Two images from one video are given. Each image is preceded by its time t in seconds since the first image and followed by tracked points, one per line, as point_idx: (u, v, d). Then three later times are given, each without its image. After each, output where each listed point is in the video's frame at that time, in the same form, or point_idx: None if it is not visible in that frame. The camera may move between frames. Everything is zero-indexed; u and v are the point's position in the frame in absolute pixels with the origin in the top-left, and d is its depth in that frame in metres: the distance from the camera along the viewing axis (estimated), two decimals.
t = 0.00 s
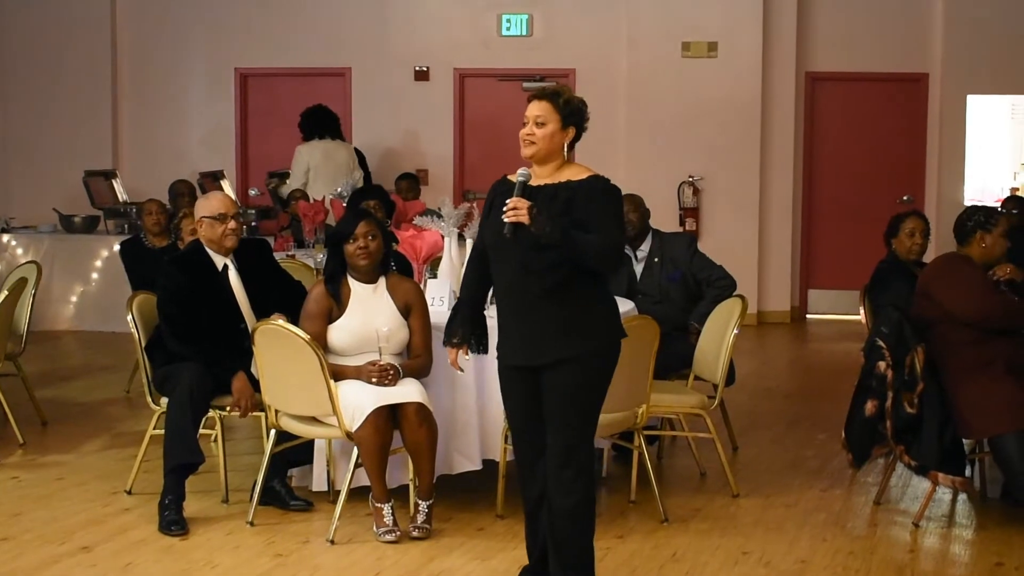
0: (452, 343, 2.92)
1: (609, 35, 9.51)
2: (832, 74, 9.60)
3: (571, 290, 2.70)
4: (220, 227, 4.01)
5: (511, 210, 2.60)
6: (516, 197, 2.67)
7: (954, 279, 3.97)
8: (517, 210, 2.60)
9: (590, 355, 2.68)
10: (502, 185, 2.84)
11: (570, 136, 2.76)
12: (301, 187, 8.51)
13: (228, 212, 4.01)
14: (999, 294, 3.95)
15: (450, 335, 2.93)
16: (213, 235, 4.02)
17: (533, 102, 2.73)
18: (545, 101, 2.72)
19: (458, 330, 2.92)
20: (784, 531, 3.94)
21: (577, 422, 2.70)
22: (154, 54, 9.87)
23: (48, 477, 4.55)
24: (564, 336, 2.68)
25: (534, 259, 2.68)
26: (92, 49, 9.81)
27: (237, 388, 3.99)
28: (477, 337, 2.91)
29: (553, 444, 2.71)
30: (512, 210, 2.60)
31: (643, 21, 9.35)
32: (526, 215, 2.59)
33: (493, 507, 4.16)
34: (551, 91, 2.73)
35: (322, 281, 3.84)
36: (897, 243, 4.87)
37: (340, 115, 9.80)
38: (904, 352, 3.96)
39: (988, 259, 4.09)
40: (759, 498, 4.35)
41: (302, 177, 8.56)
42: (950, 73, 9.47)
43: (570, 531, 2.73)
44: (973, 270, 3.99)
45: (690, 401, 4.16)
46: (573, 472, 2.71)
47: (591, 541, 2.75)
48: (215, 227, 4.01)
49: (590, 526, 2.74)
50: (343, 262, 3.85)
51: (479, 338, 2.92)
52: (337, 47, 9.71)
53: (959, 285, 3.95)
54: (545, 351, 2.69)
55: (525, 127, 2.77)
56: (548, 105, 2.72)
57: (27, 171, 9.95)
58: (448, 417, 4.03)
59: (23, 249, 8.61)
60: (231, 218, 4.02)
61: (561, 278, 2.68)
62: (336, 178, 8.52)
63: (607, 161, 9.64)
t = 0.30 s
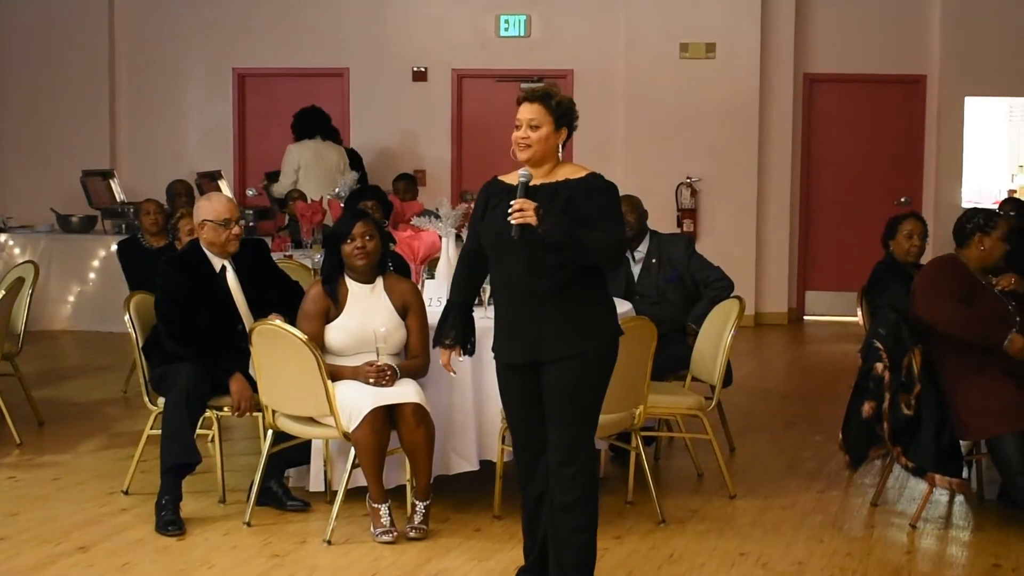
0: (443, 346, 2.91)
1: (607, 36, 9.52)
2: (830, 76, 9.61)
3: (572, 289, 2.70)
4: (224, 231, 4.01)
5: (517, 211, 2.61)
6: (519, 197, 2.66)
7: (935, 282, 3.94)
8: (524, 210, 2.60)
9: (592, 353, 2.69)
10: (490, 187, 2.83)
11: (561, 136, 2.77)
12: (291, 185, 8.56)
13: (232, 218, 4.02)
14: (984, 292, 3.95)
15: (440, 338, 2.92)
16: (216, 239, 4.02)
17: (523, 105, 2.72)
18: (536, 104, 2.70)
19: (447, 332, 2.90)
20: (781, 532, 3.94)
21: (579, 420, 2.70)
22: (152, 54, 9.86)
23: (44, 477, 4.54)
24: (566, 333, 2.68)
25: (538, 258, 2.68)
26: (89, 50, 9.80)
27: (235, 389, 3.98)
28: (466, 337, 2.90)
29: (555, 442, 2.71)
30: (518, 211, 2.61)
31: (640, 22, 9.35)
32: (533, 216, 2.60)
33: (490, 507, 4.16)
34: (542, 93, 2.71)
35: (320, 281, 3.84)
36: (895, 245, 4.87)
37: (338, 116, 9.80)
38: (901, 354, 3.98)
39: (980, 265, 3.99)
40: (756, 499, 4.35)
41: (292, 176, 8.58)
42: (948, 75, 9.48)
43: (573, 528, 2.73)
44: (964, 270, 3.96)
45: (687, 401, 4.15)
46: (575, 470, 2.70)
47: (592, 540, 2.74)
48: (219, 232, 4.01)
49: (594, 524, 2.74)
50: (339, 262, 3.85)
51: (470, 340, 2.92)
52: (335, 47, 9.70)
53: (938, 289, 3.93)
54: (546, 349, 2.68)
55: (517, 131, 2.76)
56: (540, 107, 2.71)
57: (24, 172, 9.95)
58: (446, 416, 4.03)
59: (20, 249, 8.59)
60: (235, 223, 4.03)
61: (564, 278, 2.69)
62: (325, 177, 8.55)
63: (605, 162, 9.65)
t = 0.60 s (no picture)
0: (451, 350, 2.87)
1: (605, 36, 9.52)
2: (827, 77, 9.62)
3: (580, 288, 2.69)
4: (224, 233, 4.01)
5: (527, 209, 2.60)
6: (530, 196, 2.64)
7: (921, 292, 3.95)
8: (534, 210, 2.59)
9: (600, 353, 2.67)
10: (492, 189, 2.79)
11: (568, 139, 2.76)
12: (283, 182, 8.50)
13: (233, 220, 4.02)
14: (967, 291, 3.99)
15: (448, 334, 2.88)
16: (216, 240, 4.02)
17: (531, 111, 2.71)
18: (544, 109, 2.69)
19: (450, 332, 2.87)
20: (779, 533, 3.95)
21: (588, 420, 2.68)
22: (149, 54, 9.86)
23: (42, 477, 4.54)
24: (574, 333, 2.66)
25: (548, 257, 2.67)
26: (87, 50, 9.80)
27: (233, 389, 3.97)
28: (472, 332, 2.88)
29: (564, 442, 2.70)
30: (528, 209, 2.60)
31: (638, 23, 9.36)
32: (544, 214, 2.59)
33: (488, 508, 4.16)
34: (547, 97, 2.70)
35: (318, 281, 3.84)
36: (892, 246, 4.88)
37: (336, 116, 9.80)
38: (899, 355, 3.95)
39: (959, 266, 4.00)
40: (754, 500, 4.35)
41: (283, 174, 8.51)
42: (946, 75, 9.48)
43: (584, 528, 2.72)
44: (950, 277, 3.99)
45: (685, 402, 4.14)
46: (585, 470, 2.70)
47: (606, 539, 2.74)
48: (219, 233, 4.01)
49: (608, 524, 2.73)
50: (337, 262, 3.83)
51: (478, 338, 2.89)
52: (333, 47, 9.70)
53: (925, 295, 3.95)
54: (553, 348, 2.66)
55: (523, 137, 2.74)
56: (547, 112, 2.70)
57: (21, 172, 9.94)
58: (444, 417, 4.03)
59: (18, 249, 8.57)
60: (236, 225, 4.03)
61: (573, 278, 2.67)
62: (316, 176, 8.51)
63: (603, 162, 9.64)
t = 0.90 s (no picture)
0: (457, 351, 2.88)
1: (601, 37, 9.52)
2: (825, 77, 9.62)
3: (597, 291, 2.68)
4: (223, 234, 4.01)
5: (551, 210, 2.60)
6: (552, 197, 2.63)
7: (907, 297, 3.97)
8: (558, 210, 2.59)
9: (613, 356, 2.67)
10: (509, 187, 2.77)
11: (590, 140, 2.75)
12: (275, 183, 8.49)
13: (231, 220, 4.02)
14: (950, 296, 4.00)
15: (457, 338, 2.88)
16: (214, 240, 4.01)
17: (555, 109, 2.69)
18: (569, 108, 2.68)
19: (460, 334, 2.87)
20: (777, 532, 3.95)
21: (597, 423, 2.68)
22: (146, 54, 9.86)
23: (39, 478, 4.54)
24: (589, 335, 2.66)
25: (569, 258, 2.66)
26: (84, 50, 9.79)
27: (231, 390, 3.97)
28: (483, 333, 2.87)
29: (572, 445, 2.69)
30: (552, 210, 2.59)
31: (636, 23, 9.36)
32: (568, 216, 2.59)
33: (486, 508, 4.16)
34: (571, 97, 2.69)
35: (316, 281, 3.83)
36: (891, 246, 4.89)
37: (333, 117, 9.79)
38: (896, 357, 3.96)
39: (933, 269, 4.03)
40: (752, 500, 4.35)
41: (276, 175, 8.50)
42: (943, 76, 9.49)
43: (590, 532, 2.72)
44: (938, 283, 4.01)
45: (682, 402, 4.14)
46: (592, 474, 2.70)
47: (612, 543, 2.73)
48: (217, 234, 4.01)
49: (614, 528, 2.73)
50: (334, 262, 3.83)
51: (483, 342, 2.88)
52: (330, 48, 9.70)
53: (917, 299, 3.96)
54: (567, 350, 2.66)
55: (545, 135, 2.72)
56: (571, 111, 2.68)
57: (17, 172, 9.93)
58: (441, 418, 4.03)
59: (15, 249, 8.57)
60: (234, 226, 4.03)
61: (593, 280, 2.67)
62: (306, 176, 8.47)
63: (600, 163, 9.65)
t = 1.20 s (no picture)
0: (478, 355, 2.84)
1: (598, 37, 9.53)
2: (822, 77, 9.62)
3: (616, 296, 2.66)
4: (221, 235, 4.01)
5: (573, 212, 2.56)
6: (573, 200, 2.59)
7: (903, 297, 3.98)
8: (580, 214, 2.56)
9: (630, 361, 2.66)
10: (526, 188, 2.76)
11: (606, 141, 2.73)
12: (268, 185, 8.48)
13: (228, 222, 4.02)
14: (949, 296, 4.00)
15: (476, 341, 2.84)
16: (212, 242, 4.01)
17: (571, 109, 2.66)
18: (586, 107, 2.65)
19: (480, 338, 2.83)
20: (775, 533, 3.95)
21: (611, 429, 2.67)
22: (143, 55, 9.85)
23: (36, 480, 4.53)
24: (607, 341, 2.64)
25: (590, 262, 2.63)
26: (80, 52, 9.79)
27: (229, 391, 3.97)
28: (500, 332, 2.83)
29: (585, 451, 2.68)
30: (574, 212, 2.56)
31: (632, 24, 9.36)
32: (591, 219, 2.56)
33: (484, 509, 4.16)
34: (588, 97, 2.66)
35: (313, 282, 3.83)
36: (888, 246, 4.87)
37: (330, 118, 9.79)
38: (893, 360, 3.98)
39: (927, 270, 4.04)
40: (750, 501, 4.35)
41: (268, 176, 8.50)
42: (939, 76, 9.50)
43: (600, 537, 2.72)
44: (935, 281, 4.01)
45: (680, 403, 4.14)
46: (603, 481, 2.69)
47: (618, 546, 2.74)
48: (215, 234, 4.00)
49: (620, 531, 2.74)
50: (332, 263, 3.83)
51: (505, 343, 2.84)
52: (327, 49, 9.70)
53: (911, 300, 3.97)
54: (584, 355, 2.64)
55: (560, 135, 2.70)
56: (587, 112, 2.66)
57: (14, 174, 9.93)
58: (439, 419, 4.02)
59: (12, 251, 8.56)
60: (231, 227, 4.03)
61: (612, 285, 2.65)
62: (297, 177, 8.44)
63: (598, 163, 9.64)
